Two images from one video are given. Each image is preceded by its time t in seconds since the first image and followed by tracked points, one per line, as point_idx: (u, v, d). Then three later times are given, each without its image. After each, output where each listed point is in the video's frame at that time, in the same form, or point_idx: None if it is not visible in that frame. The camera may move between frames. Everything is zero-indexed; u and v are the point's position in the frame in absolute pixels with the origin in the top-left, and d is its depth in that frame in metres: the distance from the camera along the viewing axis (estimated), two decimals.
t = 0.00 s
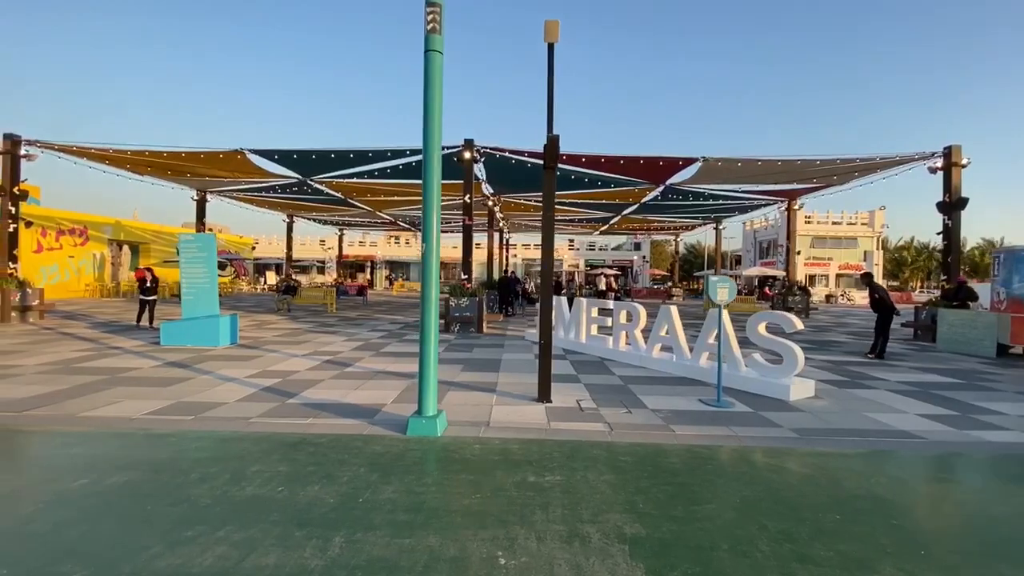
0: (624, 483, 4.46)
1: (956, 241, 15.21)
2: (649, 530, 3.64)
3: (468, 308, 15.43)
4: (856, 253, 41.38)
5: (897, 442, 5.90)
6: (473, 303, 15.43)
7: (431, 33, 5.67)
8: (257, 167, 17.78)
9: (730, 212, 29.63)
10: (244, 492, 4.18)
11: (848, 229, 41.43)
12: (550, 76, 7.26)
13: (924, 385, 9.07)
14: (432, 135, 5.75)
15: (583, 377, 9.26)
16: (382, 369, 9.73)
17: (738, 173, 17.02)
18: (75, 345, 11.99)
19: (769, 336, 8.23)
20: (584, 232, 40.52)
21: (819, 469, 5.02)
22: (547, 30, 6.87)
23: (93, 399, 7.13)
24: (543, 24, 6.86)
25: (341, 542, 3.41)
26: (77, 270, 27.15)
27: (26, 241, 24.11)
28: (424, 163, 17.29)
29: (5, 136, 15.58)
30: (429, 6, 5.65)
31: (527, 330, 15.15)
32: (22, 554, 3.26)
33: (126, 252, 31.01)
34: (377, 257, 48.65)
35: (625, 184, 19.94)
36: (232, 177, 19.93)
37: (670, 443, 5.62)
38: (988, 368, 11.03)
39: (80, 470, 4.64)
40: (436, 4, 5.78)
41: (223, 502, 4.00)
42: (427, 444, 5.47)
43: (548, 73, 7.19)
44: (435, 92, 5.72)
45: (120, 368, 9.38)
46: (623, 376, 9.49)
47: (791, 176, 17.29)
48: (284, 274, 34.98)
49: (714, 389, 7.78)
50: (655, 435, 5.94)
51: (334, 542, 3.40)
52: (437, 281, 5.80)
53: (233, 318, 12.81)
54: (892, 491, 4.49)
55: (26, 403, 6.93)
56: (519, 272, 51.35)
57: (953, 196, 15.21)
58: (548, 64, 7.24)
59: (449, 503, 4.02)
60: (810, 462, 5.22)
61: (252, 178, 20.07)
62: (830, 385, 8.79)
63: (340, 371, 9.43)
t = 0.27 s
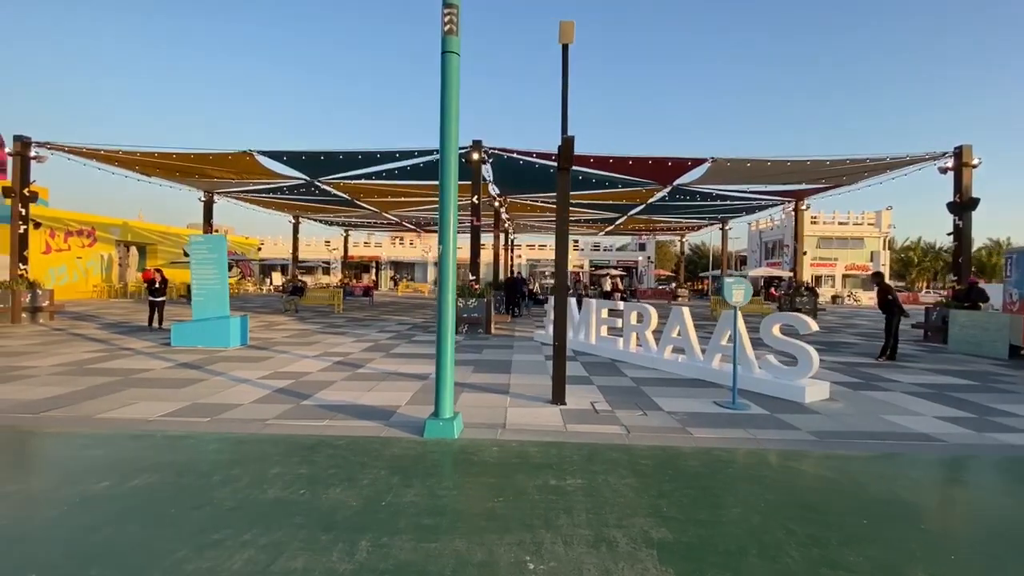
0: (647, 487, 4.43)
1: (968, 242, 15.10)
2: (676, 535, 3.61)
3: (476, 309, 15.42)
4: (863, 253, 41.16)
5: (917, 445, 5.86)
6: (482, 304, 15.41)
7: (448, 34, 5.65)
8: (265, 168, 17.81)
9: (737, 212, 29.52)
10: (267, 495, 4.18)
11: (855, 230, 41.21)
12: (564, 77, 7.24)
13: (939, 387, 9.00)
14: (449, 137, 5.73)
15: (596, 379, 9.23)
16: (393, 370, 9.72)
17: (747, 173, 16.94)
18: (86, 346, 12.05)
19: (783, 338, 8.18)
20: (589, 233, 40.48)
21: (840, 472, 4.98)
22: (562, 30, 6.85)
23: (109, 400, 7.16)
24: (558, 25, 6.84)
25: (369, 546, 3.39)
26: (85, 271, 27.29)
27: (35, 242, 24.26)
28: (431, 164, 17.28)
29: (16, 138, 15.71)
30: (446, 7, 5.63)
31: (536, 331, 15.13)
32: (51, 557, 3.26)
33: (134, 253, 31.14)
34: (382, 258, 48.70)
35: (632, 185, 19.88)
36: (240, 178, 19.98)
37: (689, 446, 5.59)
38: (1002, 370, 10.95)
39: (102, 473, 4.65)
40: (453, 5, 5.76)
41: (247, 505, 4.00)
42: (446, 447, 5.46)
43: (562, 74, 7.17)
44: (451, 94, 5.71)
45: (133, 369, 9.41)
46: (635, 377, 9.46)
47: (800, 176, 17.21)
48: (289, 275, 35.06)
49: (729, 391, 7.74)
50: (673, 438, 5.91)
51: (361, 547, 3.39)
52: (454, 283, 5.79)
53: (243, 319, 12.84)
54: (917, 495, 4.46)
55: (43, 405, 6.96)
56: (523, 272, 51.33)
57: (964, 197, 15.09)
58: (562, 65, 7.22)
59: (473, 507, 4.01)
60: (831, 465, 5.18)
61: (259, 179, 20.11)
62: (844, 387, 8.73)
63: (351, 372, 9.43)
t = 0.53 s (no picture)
0: (668, 487, 4.44)
1: (980, 242, 15.00)
2: (703, 538, 3.61)
3: (485, 310, 15.41)
4: (870, 253, 40.96)
5: (937, 447, 5.82)
6: (490, 305, 15.41)
7: (466, 36, 5.66)
8: (274, 169, 17.89)
9: (743, 212, 29.41)
10: (291, 495, 4.20)
11: (862, 230, 41.01)
12: (579, 78, 7.24)
13: (955, 388, 8.94)
14: (467, 138, 5.75)
15: (608, 380, 9.22)
16: (405, 371, 9.74)
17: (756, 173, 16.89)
18: (100, 346, 12.14)
19: (797, 339, 8.16)
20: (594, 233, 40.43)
21: (861, 474, 4.97)
22: (578, 32, 6.86)
23: (127, 400, 7.21)
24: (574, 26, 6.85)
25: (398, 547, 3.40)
26: (94, 271, 27.48)
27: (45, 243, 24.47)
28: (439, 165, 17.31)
29: (29, 140, 15.91)
30: (463, 9, 5.64)
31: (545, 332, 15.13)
32: (83, 558, 3.28)
33: (142, 254, 31.35)
34: (387, 258, 48.79)
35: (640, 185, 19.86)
36: (249, 180, 20.07)
37: (708, 447, 5.59)
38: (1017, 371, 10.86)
39: (126, 472, 4.68)
40: (471, 6, 5.77)
41: (272, 505, 4.02)
42: (465, 447, 5.46)
43: (578, 75, 7.16)
44: (469, 95, 5.72)
45: (148, 370, 9.47)
46: (647, 378, 9.44)
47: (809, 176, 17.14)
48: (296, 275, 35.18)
49: (744, 392, 7.72)
50: (691, 439, 5.91)
51: (389, 548, 3.40)
52: (471, 285, 5.80)
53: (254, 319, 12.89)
54: (942, 498, 4.43)
55: (62, 405, 7.02)
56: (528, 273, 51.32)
57: (976, 197, 15.00)
58: (578, 67, 7.22)
59: (497, 508, 4.01)
60: (852, 467, 5.16)
61: (267, 180, 20.19)
62: (859, 388, 8.69)
63: (364, 373, 9.46)
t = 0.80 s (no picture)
0: (692, 488, 4.45)
1: (994, 242, 14.90)
2: (733, 538, 3.61)
3: (495, 310, 15.44)
4: (879, 253, 40.72)
5: (960, 448, 5.79)
6: (500, 305, 15.43)
7: (486, 38, 5.68)
8: (285, 170, 17.97)
9: (752, 213, 29.30)
10: (318, 494, 4.23)
11: (871, 230, 40.77)
12: (597, 79, 7.24)
13: (972, 390, 8.89)
14: (487, 140, 5.76)
15: (622, 380, 9.22)
16: (420, 371, 9.77)
17: (766, 173, 16.85)
18: (115, 346, 12.24)
19: (814, 340, 8.13)
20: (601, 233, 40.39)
21: (885, 475, 4.95)
22: (596, 32, 6.86)
23: (147, 400, 7.27)
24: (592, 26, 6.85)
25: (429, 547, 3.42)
26: (105, 272, 27.69)
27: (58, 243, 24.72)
28: (449, 166, 17.35)
29: (44, 142, 16.09)
30: (484, 10, 5.66)
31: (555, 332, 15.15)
32: (121, 555, 3.33)
33: (152, 254, 31.57)
34: (393, 258, 48.91)
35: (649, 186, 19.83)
36: (259, 180, 20.17)
37: (728, 448, 5.59)
38: None
39: (153, 471, 4.73)
40: (491, 8, 5.79)
41: (301, 504, 4.05)
42: (486, 447, 5.48)
43: (595, 76, 7.17)
44: (490, 97, 5.74)
45: (164, 369, 9.55)
46: (661, 379, 9.43)
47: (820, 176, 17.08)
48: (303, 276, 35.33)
49: (761, 393, 7.70)
50: (711, 439, 5.91)
51: (420, 547, 3.41)
52: (491, 286, 5.82)
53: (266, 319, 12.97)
54: (969, 499, 4.41)
55: (84, 404, 7.09)
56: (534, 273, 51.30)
57: (990, 196, 14.91)
58: (595, 67, 7.23)
59: (524, 507, 4.03)
60: (875, 468, 5.15)
61: (277, 181, 20.29)
62: (876, 389, 8.65)
63: (378, 373, 9.50)
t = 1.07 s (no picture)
0: (717, 488, 4.45)
1: (1009, 243, 14.79)
2: (761, 539, 3.61)
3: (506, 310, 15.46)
4: (889, 253, 40.46)
5: (982, 450, 5.77)
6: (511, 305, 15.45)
7: (506, 39, 5.70)
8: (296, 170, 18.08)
9: (761, 213, 29.16)
10: (345, 493, 4.27)
11: (880, 230, 40.51)
12: (614, 79, 7.24)
13: (990, 391, 8.83)
14: (506, 140, 5.79)
15: (637, 380, 9.22)
16: (434, 370, 9.81)
17: (777, 173, 16.78)
18: (131, 345, 12.35)
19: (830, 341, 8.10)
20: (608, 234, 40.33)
21: (908, 476, 4.94)
22: (613, 33, 6.86)
23: (167, 398, 7.34)
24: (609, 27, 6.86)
25: (460, 546, 3.44)
26: (117, 271, 27.92)
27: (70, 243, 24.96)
28: (459, 166, 17.40)
29: (59, 143, 16.28)
30: (504, 12, 5.68)
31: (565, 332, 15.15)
32: (157, 552, 3.37)
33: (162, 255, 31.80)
34: (400, 258, 49.03)
35: (658, 186, 19.79)
36: (270, 181, 20.29)
37: (748, 449, 5.59)
38: None
39: (180, 469, 4.78)
40: (511, 9, 5.81)
41: (329, 502, 4.09)
42: (507, 447, 5.50)
43: (612, 76, 7.17)
44: (510, 98, 5.77)
45: (181, 368, 9.63)
46: (675, 379, 9.41)
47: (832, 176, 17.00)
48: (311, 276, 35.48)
49: (778, 394, 7.68)
50: (731, 440, 5.91)
51: (451, 546, 3.44)
52: (510, 286, 5.84)
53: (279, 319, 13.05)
54: (995, 501, 4.39)
55: (106, 403, 7.17)
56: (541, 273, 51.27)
57: (1005, 196, 14.79)
58: (612, 67, 7.23)
59: (550, 507, 4.05)
60: (898, 469, 5.13)
61: (287, 181, 20.40)
62: (892, 391, 8.61)
63: (392, 372, 9.55)
